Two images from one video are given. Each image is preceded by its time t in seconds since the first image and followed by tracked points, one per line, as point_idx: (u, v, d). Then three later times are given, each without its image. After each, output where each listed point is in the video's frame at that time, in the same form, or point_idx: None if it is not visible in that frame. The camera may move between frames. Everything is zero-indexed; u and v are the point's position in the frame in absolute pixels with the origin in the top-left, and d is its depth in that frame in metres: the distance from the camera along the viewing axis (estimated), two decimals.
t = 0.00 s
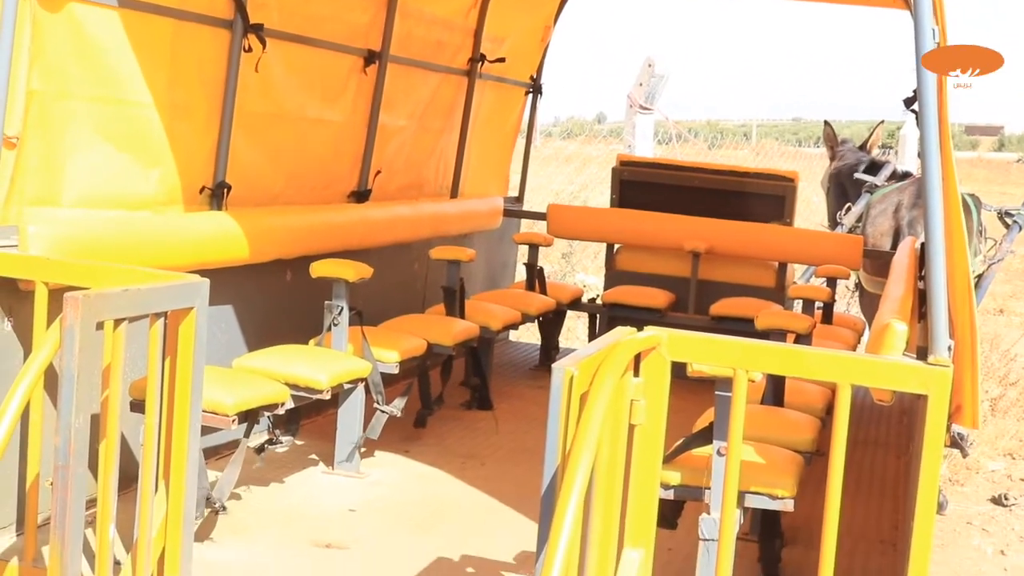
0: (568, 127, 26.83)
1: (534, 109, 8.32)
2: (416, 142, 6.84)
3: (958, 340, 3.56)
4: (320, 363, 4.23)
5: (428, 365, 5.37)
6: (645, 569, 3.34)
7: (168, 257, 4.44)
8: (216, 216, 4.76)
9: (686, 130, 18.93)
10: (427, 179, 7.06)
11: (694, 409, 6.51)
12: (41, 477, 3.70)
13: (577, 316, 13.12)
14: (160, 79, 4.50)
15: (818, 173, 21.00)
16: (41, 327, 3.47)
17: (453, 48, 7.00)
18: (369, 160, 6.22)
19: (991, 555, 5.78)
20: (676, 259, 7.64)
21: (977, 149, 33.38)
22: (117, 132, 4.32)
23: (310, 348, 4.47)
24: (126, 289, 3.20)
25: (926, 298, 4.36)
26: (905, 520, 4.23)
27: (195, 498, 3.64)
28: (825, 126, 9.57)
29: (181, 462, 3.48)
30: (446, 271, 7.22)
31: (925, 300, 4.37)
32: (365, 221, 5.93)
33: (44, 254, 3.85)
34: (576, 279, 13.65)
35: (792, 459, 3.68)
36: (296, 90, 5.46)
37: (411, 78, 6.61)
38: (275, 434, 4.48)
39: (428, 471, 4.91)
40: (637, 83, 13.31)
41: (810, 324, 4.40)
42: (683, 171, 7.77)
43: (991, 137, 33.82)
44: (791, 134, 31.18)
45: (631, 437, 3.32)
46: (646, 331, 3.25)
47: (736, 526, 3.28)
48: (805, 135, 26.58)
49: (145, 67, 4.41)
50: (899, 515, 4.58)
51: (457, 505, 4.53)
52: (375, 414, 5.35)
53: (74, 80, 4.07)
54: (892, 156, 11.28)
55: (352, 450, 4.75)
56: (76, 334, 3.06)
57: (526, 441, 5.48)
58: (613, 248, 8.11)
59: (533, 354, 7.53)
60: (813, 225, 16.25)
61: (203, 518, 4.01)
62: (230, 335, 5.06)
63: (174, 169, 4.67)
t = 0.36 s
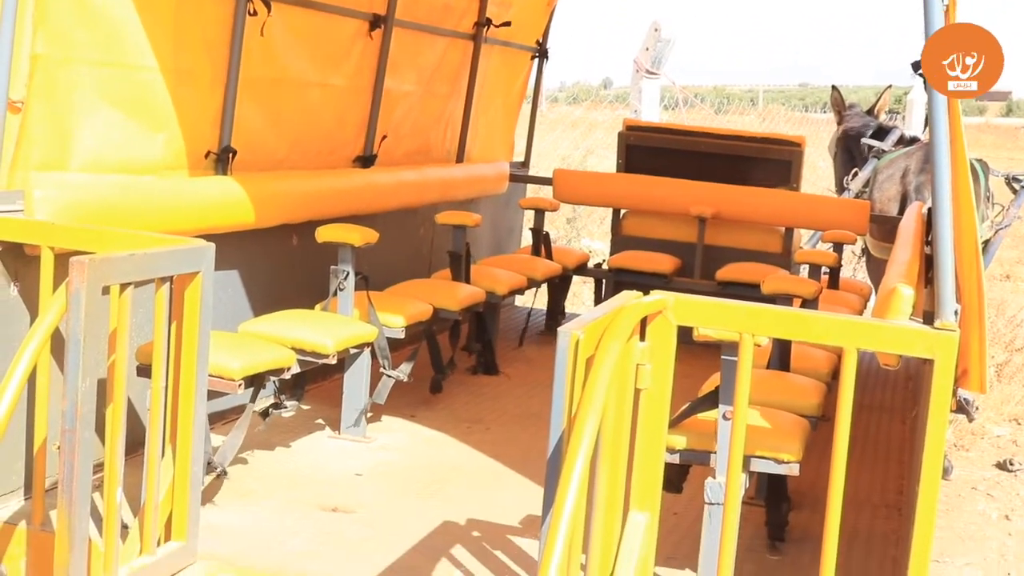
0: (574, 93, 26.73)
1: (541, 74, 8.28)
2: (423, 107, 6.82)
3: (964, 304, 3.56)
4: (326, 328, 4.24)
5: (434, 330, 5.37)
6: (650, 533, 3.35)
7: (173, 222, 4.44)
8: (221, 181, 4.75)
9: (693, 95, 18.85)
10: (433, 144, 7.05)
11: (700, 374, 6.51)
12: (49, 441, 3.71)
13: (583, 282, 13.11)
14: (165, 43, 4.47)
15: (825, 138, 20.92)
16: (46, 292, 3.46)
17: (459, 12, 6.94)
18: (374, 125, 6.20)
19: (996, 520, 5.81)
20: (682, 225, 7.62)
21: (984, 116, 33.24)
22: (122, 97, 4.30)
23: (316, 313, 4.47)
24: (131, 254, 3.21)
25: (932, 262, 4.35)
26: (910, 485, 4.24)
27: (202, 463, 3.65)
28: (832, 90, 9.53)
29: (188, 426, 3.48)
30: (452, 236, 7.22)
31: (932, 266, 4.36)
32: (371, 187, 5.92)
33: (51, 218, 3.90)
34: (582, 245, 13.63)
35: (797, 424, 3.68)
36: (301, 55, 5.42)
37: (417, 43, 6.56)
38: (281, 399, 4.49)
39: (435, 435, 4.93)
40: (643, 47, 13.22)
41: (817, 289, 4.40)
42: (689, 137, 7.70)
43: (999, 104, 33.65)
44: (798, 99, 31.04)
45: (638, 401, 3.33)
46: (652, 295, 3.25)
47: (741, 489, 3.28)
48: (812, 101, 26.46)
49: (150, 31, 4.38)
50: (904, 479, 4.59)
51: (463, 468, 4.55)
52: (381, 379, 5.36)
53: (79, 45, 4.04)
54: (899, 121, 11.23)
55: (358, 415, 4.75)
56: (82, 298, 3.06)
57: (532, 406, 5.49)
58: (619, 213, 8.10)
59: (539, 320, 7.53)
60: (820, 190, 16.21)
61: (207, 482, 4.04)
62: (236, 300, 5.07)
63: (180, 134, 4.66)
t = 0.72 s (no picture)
0: (580, 57, 26.62)
1: (547, 36, 8.24)
2: (429, 70, 6.79)
3: (971, 269, 3.55)
4: (332, 292, 4.24)
5: (440, 294, 5.37)
6: (656, 496, 3.37)
7: (178, 185, 4.43)
8: (226, 144, 4.75)
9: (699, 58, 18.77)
10: (439, 107, 7.03)
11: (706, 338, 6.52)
12: (56, 404, 3.72)
13: (587, 246, 13.12)
14: (168, 5, 4.44)
15: (831, 103, 20.84)
16: (52, 256, 3.45)
17: None
18: (379, 88, 6.17)
19: (1000, 483, 5.83)
20: (688, 189, 7.60)
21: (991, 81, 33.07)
22: (126, 60, 4.27)
23: (321, 276, 4.47)
24: (137, 217, 3.21)
25: (939, 226, 4.33)
26: (915, 448, 4.25)
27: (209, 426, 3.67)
28: (840, 53, 9.47)
29: (194, 388, 3.49)
30: (457, 200, 7.21)
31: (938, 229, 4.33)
32: (376, 150, 5.90)
33: (56, 181, 3.88)
34: (589, 209, 13.62)
35: (803, 386, 3.69)
36: (306, 17, 5.39)
37: (424, 5, 6.52)
38: (287, 362, 4.50)
39: (441, 398, 4.94)
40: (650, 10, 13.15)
41: (823, 252, 4.38)
42: (694, 99, 7.69)
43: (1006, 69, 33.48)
44: (804, 64, 30.91)
45: (644, 364, 3.34)
46: (658, 259, 3.25)
47: (747, 452, 3.29)
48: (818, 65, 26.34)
49: None
50: (909, 443, 4.60)
51: (469, 431, 4.56)
52: (387, 342, 5.37)
53: (82, 7, 4.01)
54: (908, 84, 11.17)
55: (365, 379, 4.77)
56: (88, 261, 3.07)
57: (538, 369, 5.50)
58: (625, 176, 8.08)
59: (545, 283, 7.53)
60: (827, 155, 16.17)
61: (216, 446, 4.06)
62: (242, 263, 5.07)
63: (184, 97, 4.64)
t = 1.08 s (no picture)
0: (586, 29, 26.54)
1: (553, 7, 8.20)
2: (436, 41, 6.76)
3: (979, 241, 3.53)
4: (338, 263, 4.24)
5: (446, 265, 5.37)
6: (663, 467, 3.36)
7: (185, 156, 4.42)
8: (233, 115, 4.74)
9: (706, 30, 18.71)
10: (445, 79, 7.01)
11: (713, 308, 6.52)
12: (64, 375, 3.72)
13: (593, 217, 13.12)
14: None
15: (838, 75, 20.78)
16: (59, 227, 3.46)
17: None
18: (386, 59, 6.15)
19: (1008, 455, 5.90)
20: (695, 160, 7.59)
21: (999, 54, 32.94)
22: (133, 31, 4.25)
23: (328, 247, 4.47)
24: (144, 188, 3.20)
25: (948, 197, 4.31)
26: (922, 420, 4.25)
27: (217, 397, 3.67)
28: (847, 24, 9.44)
29: (202, 358, 3.50)
30: (464, 171, 7.20)
31: (947, 199, 4.31)
32: (382, 121, 5.89)
33: (63, 152, 3.84)
34: (595, 180, 13.62)
35: (810, 357, 3.69)
36: None
37: None
38: (294, 333, 4.50)
39: (448, 369, 4.95)
40: None
41: (831, 223, 4.37)
42: (702, 70, 7.71)
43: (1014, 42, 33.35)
44: (811, 36, 30.79)
45: (650, 334, 3.34)
46: (665, 229, 3.24)
47: (754, 423, 3.28)
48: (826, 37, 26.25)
49: None
50: (916, 414, 4.60)
51: (476, 402, 4.57)
52: (393, 314, 5.38)
53: None
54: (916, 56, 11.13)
55: (372, 349, 4.78)
56: (95, 232, 3.06)
57: (545, 340, 5.51)
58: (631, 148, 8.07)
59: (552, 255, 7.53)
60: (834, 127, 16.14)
61: (218, 415, 4.05)
62: (249, 233, 5.07)
63: (190, 69, 4.63)
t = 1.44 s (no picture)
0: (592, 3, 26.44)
1: None
2: (442, 15, 6.73)
3: (986, 213, 3.51)
4: (344, 236, 4.24)
5: (452, 239, 5.38)
6: (669, 440, 3.36)
7: (189, 130, 4.42)
8: (238, 89, 4.73)
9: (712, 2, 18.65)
10: (451, 52, 6.99)
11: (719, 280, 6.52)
12: (70, 348, 3.71)
13: (599, 191, 13.09)
14: None
15: (845, 48, 20.71)
16: (65, 200, 3.47)
17: None
18: (392, 32, 6.11)
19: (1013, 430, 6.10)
20: (701, 135, 7.58)
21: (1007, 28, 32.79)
22: (138, 4, 4.24)
23: (334, 220, 4.48)
24: (149, 161, 3.20)
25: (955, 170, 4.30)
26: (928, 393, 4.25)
27: (222, 370, 3.68)
28: None
29: (207, 330, 3.50)
30: (470, 145, 7.19)
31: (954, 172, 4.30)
32: (388, 94, 5.88)
33: (68, 126, 3.84)
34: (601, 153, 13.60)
35: (816, 330, 3.69)
36: None
37: None
38: (299, 306, 4.51)
39: (453, 342, 4.96)
40: None
41: (836, 196, 4.37)
42: (709, 43, 7.71)
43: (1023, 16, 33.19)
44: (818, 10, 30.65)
45: (656, 307, 3.34)
46: (671, 203, 3.24)
47: (760, 397, 3.28)
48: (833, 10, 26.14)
49: None
50: (922, 387, 4.60)
51: (482, 375, 4.58)
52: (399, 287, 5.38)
53: None
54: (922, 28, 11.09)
55: (377, 322, 4.79)
56: (100, 205, 3.07)
57: (551, 313, 5.51)
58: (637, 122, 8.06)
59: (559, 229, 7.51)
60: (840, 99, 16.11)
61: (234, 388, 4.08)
62: (255, 207, 5.07)
63: (195, 42, 4.61)
